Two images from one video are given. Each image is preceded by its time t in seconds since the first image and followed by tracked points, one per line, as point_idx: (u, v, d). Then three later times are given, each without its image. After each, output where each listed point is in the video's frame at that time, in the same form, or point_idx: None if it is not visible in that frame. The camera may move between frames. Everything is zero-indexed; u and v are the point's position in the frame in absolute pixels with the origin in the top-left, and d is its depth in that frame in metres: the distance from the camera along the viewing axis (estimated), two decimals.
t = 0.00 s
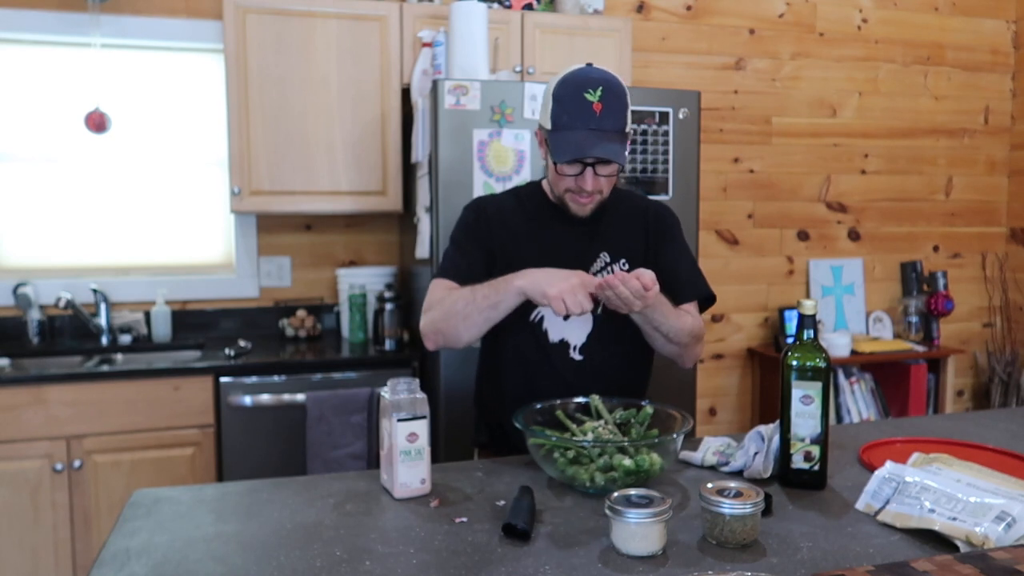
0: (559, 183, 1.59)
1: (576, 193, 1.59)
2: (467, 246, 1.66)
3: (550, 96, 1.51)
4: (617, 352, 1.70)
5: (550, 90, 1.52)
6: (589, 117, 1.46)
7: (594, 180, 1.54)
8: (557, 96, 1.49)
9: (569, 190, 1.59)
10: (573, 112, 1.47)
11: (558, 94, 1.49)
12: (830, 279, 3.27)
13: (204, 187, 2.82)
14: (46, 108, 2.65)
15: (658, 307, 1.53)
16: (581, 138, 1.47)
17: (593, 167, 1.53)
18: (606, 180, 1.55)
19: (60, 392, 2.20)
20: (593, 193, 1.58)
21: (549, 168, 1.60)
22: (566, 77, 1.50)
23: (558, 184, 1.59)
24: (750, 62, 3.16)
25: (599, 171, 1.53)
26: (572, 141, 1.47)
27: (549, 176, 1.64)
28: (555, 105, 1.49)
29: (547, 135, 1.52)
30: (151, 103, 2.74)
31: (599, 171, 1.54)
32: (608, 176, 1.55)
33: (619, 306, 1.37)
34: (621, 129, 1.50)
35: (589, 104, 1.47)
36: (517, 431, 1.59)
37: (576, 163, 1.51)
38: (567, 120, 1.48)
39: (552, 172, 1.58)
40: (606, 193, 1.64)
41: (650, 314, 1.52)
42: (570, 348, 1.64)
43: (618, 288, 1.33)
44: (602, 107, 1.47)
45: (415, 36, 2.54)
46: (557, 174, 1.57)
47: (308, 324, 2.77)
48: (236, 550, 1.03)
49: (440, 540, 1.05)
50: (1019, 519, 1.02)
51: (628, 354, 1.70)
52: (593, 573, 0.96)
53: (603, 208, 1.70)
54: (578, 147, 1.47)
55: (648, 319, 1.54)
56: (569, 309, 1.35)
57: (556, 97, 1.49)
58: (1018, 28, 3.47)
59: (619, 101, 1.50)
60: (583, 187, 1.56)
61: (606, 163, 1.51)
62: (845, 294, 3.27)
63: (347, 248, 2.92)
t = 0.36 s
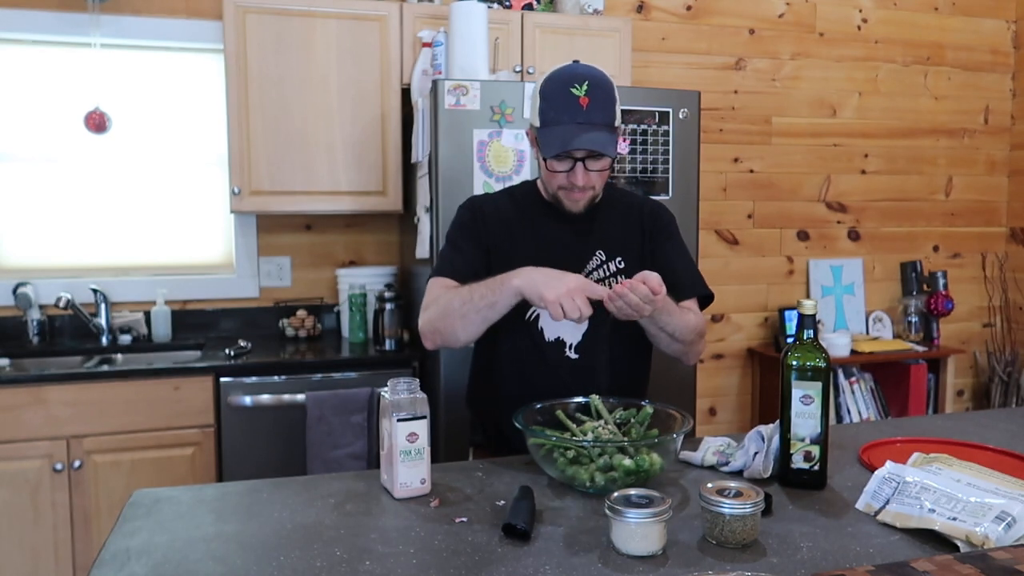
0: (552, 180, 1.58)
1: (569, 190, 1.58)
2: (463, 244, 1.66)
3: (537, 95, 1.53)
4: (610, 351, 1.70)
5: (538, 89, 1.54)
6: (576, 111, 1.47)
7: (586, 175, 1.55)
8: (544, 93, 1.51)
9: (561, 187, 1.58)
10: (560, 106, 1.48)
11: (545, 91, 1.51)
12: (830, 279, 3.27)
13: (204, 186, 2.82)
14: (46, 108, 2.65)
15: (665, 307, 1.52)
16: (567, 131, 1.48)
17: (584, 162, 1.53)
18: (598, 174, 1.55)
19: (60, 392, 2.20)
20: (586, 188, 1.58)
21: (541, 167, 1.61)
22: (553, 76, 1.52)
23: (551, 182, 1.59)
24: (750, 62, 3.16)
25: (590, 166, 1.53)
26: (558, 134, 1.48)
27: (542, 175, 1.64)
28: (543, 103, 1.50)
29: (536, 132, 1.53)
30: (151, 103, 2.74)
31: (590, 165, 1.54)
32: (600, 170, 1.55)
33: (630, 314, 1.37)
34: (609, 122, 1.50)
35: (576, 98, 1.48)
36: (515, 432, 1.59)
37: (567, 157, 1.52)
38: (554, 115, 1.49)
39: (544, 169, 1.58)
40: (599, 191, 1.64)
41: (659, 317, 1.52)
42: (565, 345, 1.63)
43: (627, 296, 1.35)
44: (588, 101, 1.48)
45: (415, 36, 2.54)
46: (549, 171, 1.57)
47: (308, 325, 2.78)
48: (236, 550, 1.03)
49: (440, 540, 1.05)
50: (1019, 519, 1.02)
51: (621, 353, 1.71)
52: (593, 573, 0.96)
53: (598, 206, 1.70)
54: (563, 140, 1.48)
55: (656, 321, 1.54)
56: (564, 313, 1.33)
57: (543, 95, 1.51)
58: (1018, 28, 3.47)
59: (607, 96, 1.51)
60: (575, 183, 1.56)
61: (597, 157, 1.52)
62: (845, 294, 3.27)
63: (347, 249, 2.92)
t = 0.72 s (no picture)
0: (547, 157, 1.60)
1: (566, 162, 1.59)
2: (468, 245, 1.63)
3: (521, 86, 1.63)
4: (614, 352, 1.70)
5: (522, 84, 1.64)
6: (554, 78, 1.56)
7: (578, 139, 1.57)
8: (525, 79, 1.61)
9: (557, 162, 1.59)
10: (539, 81, 1.58)
11: (526, 78, 1.61)
12: (830, 279, 3.27)
13: (204, 186, 2.82)
14: (46, 108, 2.65)
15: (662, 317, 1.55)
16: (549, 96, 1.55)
17: (574, 125, 1.57)
18: (590, 139, 1.58)
19: (60, 392, 2.20)
20: (582, 158, 1.59)
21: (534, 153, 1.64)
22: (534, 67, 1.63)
23: (546, 161, 1.60)
24: (750, 62, 3.16)
25: (581, 127, 1.57)
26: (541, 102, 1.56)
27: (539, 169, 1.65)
28: (526, 87, 1.61)
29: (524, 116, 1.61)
30: (151, 103, 2.74)
31: (580, 129, 1.57)
32: (592, 135, 1.58)
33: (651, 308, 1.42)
34: (589, 89, 1.57)
35: (554, 69, 1.56)
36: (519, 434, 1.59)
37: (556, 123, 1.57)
38: (535, 90, 1.58)
39: (537, 149, 1.61)
40: (600, 172, 1.64)
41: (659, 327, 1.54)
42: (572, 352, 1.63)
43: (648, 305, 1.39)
44: (565, 69, 1.56)
45: (415, 36, 2.54)
46: (542, 149, 1.60)
47: (308, 324, 2.78)
48: (236, 550, 1.03)
49: (440, 540, 1.05)
50: (1019, 519, 1.02)
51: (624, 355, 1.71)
52: (593, 573, 0.96)
53: (595, 204, 1.70)
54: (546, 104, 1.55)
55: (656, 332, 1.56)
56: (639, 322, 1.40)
57: (524, 81, 1.61)
58: (1018, 28, 3.47)
59: (585, 69, 1.59)
60: (570, 148, 1.58)
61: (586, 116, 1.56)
62: (845, 294, 3.27)
63: (347, 249, 2.92)
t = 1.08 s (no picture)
0: (565, 155, 1.58)
1: (583, 160, 1.58)
2: (478, 244, 1.64)
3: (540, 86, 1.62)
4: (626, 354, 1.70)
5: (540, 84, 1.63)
6: (575, 75, 1.55)
7: (596, 138, 1.56)
8: (544, 79, 1.60)
9: (575, 160, 1.58)
10: (560, 79, 1.57)
11: (546, 77, 1.60)
12: (830, 279, 3.27)
13: (204, 186, 2.82)
14: (46, 108, 2.65)
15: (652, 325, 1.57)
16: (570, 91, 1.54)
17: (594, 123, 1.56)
18: (609, 138, 1.57)
19: (60, 392, 2.20)
20: (599, 157, 1.58)
21: (551, 152, 1.62)
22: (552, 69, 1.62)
23: (563, 159, 1.59)
24: (750, 62, 3.16)
25: (600, 126, 1.56)
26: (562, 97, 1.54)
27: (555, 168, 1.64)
28: (545, 85, 1.59)
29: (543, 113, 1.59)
30: (151, 103, 2.74)
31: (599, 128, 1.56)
32: (611, 134, 1.57)
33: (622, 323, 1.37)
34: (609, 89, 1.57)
35: (574, 67, 1.56)
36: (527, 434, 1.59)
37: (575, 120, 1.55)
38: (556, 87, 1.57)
39: (554, 147, 1.59)
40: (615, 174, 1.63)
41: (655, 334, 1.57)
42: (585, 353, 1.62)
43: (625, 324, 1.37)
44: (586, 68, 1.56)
45: (415, 36, 2.54)
46: (560, 147, 1.58)
47: (308, 325, 2.78)
48: (236, 550, 1.03)
49: (440, 540, 1.05)
50: (1019, 519, 1.02)
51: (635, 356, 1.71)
52: (593, 573, 0.96)
53: (609, 206, 1.69)
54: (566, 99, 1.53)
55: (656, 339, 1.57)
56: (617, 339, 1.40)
57: (544, 80, 1.60)
58: (1018, 28, 3.47)
59: (604, 70, 1.59)
60: (587, 145, 1.56)
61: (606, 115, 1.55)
62: (845, 294, 3.27)
63: (347, 249, 2.92)
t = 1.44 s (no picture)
0: (585, 173, 1.55)
1: (603, 181, 1.54)
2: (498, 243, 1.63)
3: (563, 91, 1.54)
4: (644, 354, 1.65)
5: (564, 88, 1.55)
6: (599, 95, 1.47)
7: (617, 161, 1.51)
8: (568, 87, 1.52)
9: (595, 178, 1.55)
10: (583, 95, 1.48)
11: (569, 86, 1.52)
12: (830, 278, 3.27)
13: (204, 186, 2.82)
14: (46, 108, 2.65)
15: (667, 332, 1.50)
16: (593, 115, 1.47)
17: (615, 147, 1.50)
18: (629, 161, 1.52)
19: (60, 392, 2.20)
20: (620, 178, 1.54)
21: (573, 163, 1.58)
22: (577, 71, 1.53)
23: (584, 175, 1.56)
24: (750, 62, 3.16)
25: (621, 149, 1.50)
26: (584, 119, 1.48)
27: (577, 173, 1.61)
28: (569, 96, 1.51)
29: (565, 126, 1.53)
30: (151, 103, 2.74)
31: (621, 150, 1.51)
32: (632, 156, 1.52)
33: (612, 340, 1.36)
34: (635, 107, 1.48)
35: (599, 84, 1.48)
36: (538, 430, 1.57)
37: (597, 143, 1.50)
38: (580, 104, 1.49)
39: (575, 163, 1.56)
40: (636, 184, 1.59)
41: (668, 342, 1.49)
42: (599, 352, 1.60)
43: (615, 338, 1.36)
44: (611, 85, 1.47)
45: (415, 36, 2.54)
46: (581, 164, 1.55)
47: (308, 324, 2.78)
48: (236, 550, 1.03)
49: (440, 540, 1.05)
50: (1019, 519, 1.02)
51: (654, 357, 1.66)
52: (593, 573, 0.96)
53: (632, 207, 1.65)
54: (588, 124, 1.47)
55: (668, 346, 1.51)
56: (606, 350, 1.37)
57: (567, 90, 1.52)
58: (1018, 28, 3.47)
59: (630, 81, 1.50)
60: (608, 169, 1.52)
61: (628, 140, 1.49)
62: (845, 294, 3.27)
63: (347, 249, 2.92)
